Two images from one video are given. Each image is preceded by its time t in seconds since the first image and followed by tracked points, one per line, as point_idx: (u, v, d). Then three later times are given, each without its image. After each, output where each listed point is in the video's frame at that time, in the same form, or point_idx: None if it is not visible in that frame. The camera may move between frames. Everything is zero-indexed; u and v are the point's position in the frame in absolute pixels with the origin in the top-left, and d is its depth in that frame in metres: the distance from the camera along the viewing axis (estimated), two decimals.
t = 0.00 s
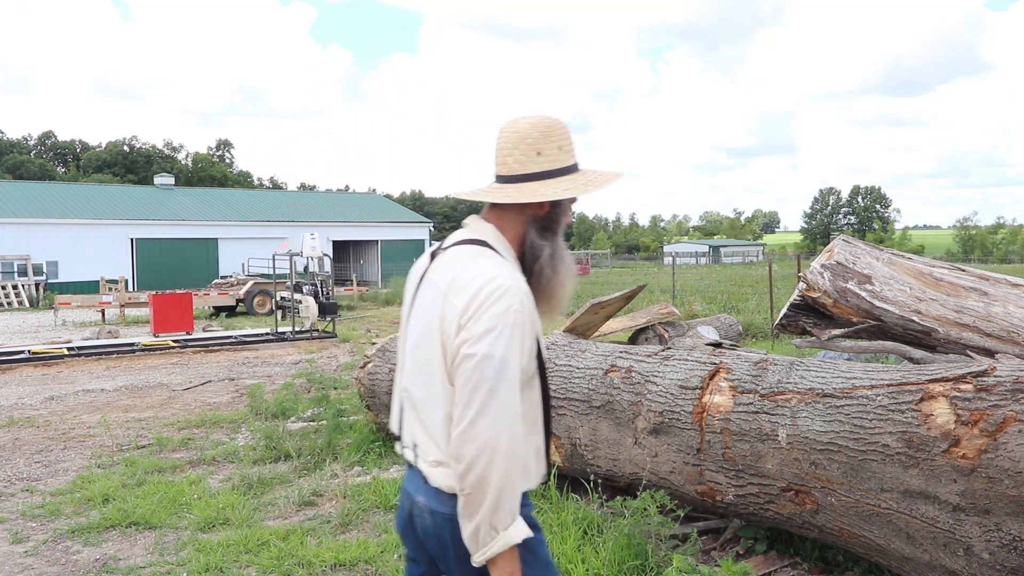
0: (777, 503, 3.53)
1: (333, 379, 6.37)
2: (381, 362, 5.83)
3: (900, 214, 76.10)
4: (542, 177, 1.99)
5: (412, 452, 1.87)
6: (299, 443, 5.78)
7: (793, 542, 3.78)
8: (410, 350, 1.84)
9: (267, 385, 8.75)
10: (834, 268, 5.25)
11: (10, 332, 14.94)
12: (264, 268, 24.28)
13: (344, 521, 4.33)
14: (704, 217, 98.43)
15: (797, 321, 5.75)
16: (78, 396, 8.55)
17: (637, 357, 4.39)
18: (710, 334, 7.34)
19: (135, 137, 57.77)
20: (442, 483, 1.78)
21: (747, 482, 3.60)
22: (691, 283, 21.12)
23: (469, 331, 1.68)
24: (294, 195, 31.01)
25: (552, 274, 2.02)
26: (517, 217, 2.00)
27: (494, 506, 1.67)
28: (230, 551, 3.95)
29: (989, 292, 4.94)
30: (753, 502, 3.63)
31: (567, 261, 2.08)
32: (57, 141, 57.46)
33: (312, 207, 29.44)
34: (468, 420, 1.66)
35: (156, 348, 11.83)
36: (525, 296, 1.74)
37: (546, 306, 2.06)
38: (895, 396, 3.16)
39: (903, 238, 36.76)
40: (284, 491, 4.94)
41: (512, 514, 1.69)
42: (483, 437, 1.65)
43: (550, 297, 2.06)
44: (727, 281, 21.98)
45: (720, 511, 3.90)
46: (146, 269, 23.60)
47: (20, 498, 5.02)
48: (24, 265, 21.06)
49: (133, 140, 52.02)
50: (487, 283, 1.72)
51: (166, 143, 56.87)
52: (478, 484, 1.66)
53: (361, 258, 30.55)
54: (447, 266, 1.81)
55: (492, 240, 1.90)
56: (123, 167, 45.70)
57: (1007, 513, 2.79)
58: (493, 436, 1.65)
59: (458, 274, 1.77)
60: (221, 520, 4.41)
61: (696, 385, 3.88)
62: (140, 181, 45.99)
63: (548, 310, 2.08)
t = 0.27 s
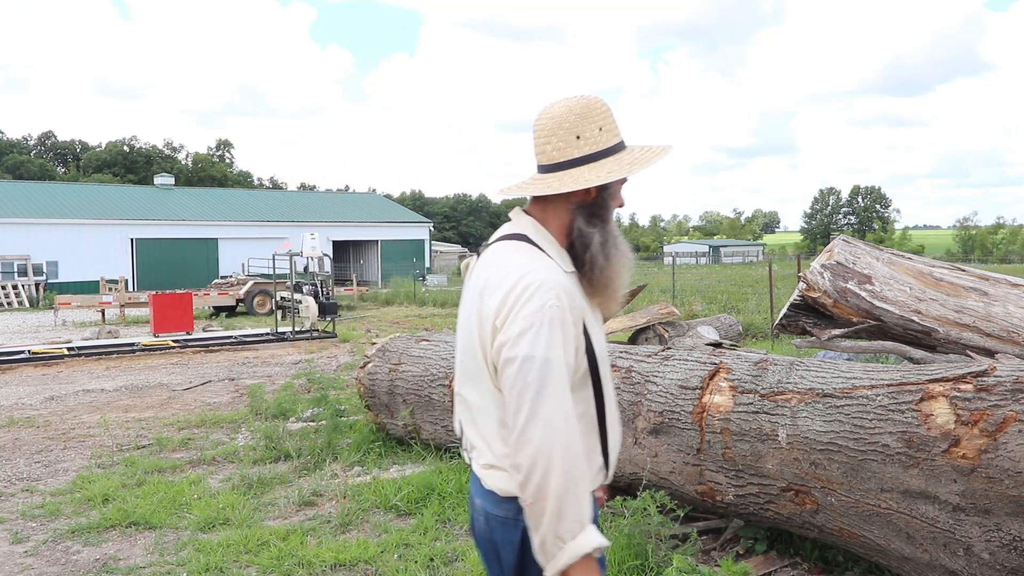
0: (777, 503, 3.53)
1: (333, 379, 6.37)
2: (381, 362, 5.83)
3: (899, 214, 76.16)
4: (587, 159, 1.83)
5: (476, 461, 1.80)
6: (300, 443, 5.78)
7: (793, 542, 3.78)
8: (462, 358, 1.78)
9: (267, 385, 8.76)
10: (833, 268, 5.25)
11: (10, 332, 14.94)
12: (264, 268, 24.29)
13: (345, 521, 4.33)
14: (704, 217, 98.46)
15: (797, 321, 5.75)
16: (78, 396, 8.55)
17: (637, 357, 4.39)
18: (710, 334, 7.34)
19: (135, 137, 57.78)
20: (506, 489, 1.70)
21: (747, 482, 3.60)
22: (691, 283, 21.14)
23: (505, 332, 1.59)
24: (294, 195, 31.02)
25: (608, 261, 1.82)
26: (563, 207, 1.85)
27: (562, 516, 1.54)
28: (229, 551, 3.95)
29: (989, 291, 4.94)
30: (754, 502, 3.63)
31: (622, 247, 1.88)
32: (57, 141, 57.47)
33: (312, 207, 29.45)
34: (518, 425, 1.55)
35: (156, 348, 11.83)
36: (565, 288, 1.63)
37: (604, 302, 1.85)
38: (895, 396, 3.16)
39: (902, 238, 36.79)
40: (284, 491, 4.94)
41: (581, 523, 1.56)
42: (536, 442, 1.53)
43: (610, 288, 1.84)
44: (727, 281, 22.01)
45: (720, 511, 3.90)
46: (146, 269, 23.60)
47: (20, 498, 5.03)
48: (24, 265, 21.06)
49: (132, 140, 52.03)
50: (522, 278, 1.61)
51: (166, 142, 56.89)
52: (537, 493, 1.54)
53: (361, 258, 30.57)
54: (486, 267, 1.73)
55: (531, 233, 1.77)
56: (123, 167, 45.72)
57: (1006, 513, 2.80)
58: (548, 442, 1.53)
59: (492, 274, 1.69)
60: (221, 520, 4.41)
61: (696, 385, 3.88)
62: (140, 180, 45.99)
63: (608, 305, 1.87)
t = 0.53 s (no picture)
0: (777, 503, 3.53)
1: (333, 380, 6.37)
2: (381, 362, 5.82)
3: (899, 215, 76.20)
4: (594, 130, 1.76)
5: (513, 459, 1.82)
6: (299, 443, 5.78)
7: (793, 541, 3.78)
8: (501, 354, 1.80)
9: (267, 385, 8.76)
10: (833, 267, 5.26)
11: (10, 332, 14.95)
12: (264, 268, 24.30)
13: (344, 521, 4.33)
14: (704, 217, 98.48)
15: (797, 321, 5.76)
16: (78, 396, 8.55)
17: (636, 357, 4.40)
18: (710, 333, 7.34)
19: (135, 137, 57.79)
20: (536, 486, 1.71)
21: (747, 482, 3.61)
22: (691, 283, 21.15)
23: (533, 328, 1.59)
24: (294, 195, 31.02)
25: (629, 247, 1.70)
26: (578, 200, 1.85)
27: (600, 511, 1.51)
28: (229, 552, 3.95)
29: (989, 291, 4.94)
30: (753, 502, 3.63)
31: (647, 235, 1.75)
32: (57, 141, 57.46)
33: (312, 207, 29.45)
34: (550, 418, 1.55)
35: (156, 348, 11.83)
36: (592, 282, 1.61)
37: (637, 297, 1.72)
38: (895, 396, 3.16)
39: (902, 238, 36.80)
40: (284, 491, 4.94)
41: (624, 517, 1.52)
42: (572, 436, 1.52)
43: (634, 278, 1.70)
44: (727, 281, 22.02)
45: (720, 511, 3.91)
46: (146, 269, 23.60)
47: (20, 498, 5.03)
48: (24, 265, 21.05)
49: (132, 140, 52.01)
50: (547, 274, 1.61)
51: (166, 142, 56.90)
52: (574, 489, 1.53)
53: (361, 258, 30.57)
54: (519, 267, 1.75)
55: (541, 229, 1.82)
56: (123, 167, 45.71)
57: (1006, 513, 2.80)
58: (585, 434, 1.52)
59: (522, 269, 1.72)
60: (221, 520, 4.41)
61: (696, 385, 3.89)
62: (140, 180, 45.99)
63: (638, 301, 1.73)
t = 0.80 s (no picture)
0: (777, 503, 3.53)
1: (334, 379, 6.36)
2: (381, 362, 5.82)
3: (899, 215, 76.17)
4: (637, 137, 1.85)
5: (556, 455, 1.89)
6: (300, 443, 5.78)
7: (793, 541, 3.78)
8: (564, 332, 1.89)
9: (267, 386, 8.75)
10: (834, 268, 5.27)
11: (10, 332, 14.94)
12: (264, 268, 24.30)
13: (344, 521, 4.33)
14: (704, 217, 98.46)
15: (797, 321, 5.77)
16: (78, 396, 8.55)
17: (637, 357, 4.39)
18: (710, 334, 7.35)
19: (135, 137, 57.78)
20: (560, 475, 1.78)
21: (747, 481, 3.61)
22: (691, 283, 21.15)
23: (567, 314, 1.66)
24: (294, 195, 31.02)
25: (673, 254, 1.69)
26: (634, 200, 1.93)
27: (585, 481, 1.55)
28: (229, 552, 3.95)
29: (989, 291, 4.94)
30: (753, 502, 3.63)
31: (692, 242, 1.73)
32: (57, 141, 57.45)
33: (312, 207, 29.44)
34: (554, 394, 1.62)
35: (156, 347, 11.83)
36: (632, 285, 1.61)
37: (683, 303, 1.69)
38: (895, 396, 3.17)
39: (903, 238, 36.77)
40: (284, 491, 4.94)
41: (617, 466, 1.51)
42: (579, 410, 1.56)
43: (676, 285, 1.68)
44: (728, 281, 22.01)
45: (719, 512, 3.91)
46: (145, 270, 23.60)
47: (20, 498, 5.03)
48: (24, 265, 21.04)
49: (132, 140, 51.96)
50: (590, 271, 1.66)
51: (167, 142, 56.90)
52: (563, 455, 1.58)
53: (361, 258, 30.56)
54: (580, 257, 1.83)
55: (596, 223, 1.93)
56: (123, 167, 45.69)
57: (1007, 513, 2.79)
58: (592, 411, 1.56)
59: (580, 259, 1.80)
60: (221, 520, 4.41)
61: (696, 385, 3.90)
62: (140, 180, 45.97)
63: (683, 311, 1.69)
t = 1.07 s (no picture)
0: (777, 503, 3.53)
1: (334, 379, 6.36)
2: (381, 363, 5.82)
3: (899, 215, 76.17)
4: (687, 118, 1.95)
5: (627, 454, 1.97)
6: (300, 443, 5.79)
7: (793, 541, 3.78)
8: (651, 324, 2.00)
9: (267, 386, 8.75)
10: (834, 268, 5.22)
11: (10, 332, 14.95)
12: (264, 269, 24.31)
13: (344, 521, 4.33)
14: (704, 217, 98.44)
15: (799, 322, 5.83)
16: (78, 396, 8.55)
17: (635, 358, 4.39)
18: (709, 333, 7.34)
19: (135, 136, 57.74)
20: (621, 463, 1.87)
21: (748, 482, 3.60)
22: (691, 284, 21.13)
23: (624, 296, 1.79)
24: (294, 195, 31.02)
25: (725, 235, 1.73)
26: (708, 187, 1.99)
27: (613, 428, 1.64)
28: (229, 552, 3.95)
29: (989, 292, 4.97)
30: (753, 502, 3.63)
31: (749, 221, 1.74)
32: (57, 141, 57.39)
33: (312, 207, 29.44)
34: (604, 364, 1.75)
35: (156, 347, 11.83)
36: (675, 264, 1.70)
37: (737, 285, 1.71)
38: (895, 396, 3.18)
39: (903, 239, 36.74)
40: (284, 491, 4.94)
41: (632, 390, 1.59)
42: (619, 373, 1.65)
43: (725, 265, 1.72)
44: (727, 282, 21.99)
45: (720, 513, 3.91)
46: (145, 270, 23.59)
47: (20, 498, 5.03)
48: (24, 265, 21.04)
49: (131, 140, 51.93)
50: (645, 254, 1.78)
51: (167, 143, 56.88)
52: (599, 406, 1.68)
53: (361, 258, 30.57)
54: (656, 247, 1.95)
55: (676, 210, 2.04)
56: (123, 167, 45.66)
57: (1006, 513, 2.79)
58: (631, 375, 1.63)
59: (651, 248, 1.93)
60: (221, 520, 4.41)
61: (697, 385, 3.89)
62: (139, 181, 45.92)
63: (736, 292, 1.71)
